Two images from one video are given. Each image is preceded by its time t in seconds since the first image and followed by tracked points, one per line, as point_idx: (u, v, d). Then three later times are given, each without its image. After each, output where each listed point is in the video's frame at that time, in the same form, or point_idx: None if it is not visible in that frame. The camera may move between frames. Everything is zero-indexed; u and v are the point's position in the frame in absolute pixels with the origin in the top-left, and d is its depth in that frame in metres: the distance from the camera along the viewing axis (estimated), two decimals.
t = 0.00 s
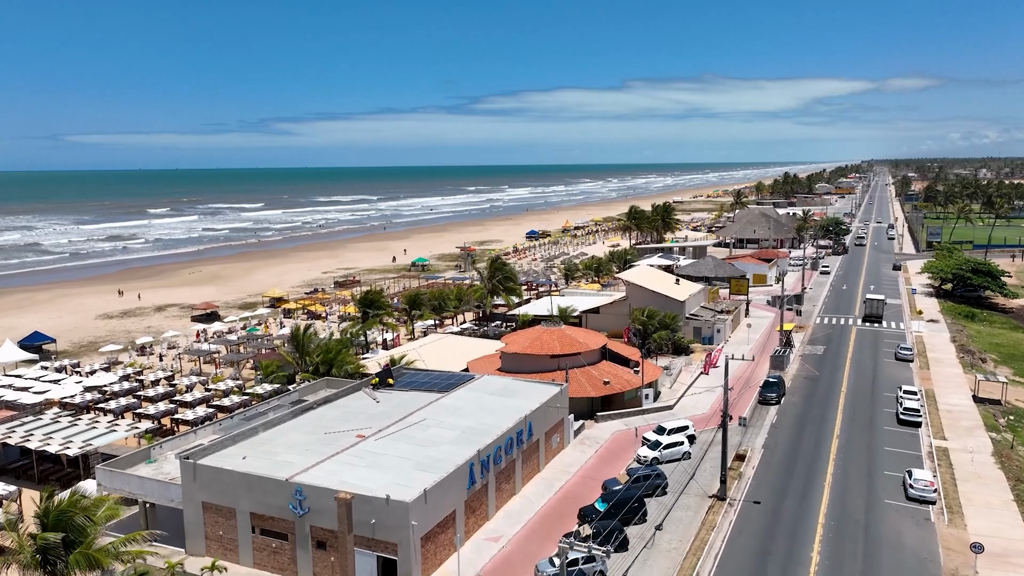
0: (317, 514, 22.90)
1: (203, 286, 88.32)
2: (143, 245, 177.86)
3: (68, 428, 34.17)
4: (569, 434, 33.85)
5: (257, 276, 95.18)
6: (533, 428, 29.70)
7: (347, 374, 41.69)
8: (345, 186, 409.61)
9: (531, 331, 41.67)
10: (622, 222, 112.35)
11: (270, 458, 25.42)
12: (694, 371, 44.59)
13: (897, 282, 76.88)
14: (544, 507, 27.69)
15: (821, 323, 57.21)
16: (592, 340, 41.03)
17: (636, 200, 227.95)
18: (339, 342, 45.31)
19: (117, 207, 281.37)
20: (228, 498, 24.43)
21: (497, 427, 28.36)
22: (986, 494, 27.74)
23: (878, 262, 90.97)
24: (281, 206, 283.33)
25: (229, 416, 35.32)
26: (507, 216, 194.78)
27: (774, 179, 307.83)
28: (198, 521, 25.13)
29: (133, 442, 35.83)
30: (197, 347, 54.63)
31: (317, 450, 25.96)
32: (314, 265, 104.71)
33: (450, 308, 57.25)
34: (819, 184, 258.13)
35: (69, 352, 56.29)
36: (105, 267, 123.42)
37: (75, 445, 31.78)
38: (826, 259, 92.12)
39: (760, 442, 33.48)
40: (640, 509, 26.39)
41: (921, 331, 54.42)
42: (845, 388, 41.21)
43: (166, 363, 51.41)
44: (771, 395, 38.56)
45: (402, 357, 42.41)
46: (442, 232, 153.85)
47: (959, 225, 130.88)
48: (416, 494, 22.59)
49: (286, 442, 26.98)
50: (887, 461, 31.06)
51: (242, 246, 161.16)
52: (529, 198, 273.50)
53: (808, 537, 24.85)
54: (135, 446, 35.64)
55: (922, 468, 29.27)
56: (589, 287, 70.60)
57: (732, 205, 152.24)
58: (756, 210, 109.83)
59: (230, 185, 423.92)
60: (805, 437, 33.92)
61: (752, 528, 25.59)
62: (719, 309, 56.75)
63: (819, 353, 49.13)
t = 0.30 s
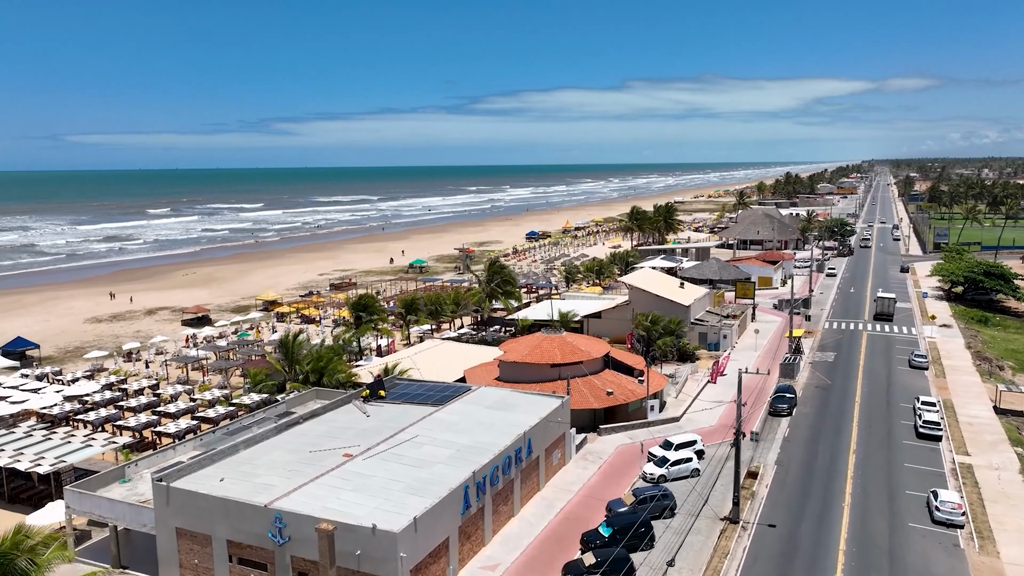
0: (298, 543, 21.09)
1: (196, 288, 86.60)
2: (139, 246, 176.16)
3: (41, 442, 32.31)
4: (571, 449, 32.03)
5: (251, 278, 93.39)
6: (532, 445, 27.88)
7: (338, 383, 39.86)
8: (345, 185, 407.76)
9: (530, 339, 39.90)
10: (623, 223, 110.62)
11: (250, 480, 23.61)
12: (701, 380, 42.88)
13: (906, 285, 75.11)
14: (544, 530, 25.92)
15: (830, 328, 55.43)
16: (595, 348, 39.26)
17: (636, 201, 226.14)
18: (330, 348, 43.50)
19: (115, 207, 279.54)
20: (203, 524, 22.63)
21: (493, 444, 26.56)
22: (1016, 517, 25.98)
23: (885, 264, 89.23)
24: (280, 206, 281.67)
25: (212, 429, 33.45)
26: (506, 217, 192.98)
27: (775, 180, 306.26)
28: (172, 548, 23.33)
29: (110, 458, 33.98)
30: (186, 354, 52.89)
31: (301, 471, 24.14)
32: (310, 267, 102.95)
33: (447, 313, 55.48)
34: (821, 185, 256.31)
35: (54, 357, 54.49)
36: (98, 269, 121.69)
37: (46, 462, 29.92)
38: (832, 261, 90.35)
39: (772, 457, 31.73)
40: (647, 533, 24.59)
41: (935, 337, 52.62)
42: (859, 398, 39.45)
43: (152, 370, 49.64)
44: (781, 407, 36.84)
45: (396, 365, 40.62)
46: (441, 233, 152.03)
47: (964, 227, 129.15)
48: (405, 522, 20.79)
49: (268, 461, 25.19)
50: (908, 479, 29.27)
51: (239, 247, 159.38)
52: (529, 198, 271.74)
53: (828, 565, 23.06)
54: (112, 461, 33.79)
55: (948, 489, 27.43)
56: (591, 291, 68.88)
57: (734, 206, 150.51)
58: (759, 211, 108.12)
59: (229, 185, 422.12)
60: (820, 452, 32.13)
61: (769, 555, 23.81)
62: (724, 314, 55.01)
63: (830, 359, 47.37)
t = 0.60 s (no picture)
0: None
1: (189, 291, 84.86)
2: (135, 247, 174.49)
3: (10, 459, 30.40)
4: (573, 466, 30.24)
5: (246, 280, 91.62)
6: (532, 464, 26.07)
7: (329, 394, 38.03)
8: (345, 185, 406.18)
9: (530, 347, 38.08)
10: (625, 224, 108.87)
11: (226, 507, 21.76)
12: (708, 390, 41.07)
13: (915, 288, 73.33)
14: (545, 557, 24.09)
15: (840, 333, 53.65)
16: (598, 357, 37.45)
17: (637, 201, 224.31)
18: (321, 356, 41.64)
19: (113, 207, 277.94)
20: (174, 555, 20.78)
21: (490, 464, 24.75)
22: None
23: (892, 266, 87.44)
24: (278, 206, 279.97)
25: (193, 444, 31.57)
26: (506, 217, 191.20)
27: (776, 179, 304.53)
28: None
29: (85, 475, 32.13)
30: (173, 361, 51.10)
31: (282, 497, 22.32)
32: (306, 269, 101.25)
33: (444, 318, 53.61)
34: (823, 185, 254.65)
35: (37, 364, 52.68)
36: (92, 270, 119.94)
37: (13, 482, 28.03)
38: (838, 262, 88.53)
39: (786, 475, 29.94)
40: (656, 562, 22.79)
41: (949, 343, 50.75)
42: (874, 409, 37.65)
43: (138, 378, 47.85)
44: (794, 420, 35.02)
45: (389, 374, 38.83)
46: (440, 234, 150.26)
47: (970, 227, 127.36)
48: (393, 556, 18.96)
49: (246, 485, 23.34)
50: (932, 500, 27.46)
51: (236, 248, 157.65)
52: (529, 198, 269.94)
53: None
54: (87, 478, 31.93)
55: (977, 512, 25.65)
56: (593, 294, 67.05)
57: (736, 206, 148.82)
58: (763, 211, 106.30)
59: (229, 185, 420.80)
60: (837, 470, 30.34)
61: None
62: (731, 318, 53.20)
63: (841, 367, 45.54)
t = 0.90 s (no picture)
0: None
1: (182, 294, 83.09)
2: (132, 248, 172.95)
3: None
4: (574, 486, 28.37)
5: (240, 283, 89.88)
6: (531, 487, 24.22)
7: (318, 406, 36.21)
8: (345, 185, 404.35)
9: (529, 356, 36.24)
10: (626, 225, 107.03)
11: (197, 539, 19.90)
12: (717, 400, 39.27)
13: (925, 291, 71.45)
14: None
15: (851, 339, 51.80)
16: (601, 367, 35.60)
17: (638, 201, 222.42)
18: (310, 366, 39.80)
19: (111, 207, 276.52)
20: None
21: (486, 488, 22.90)
22: None
23: (900, 268, 85.55)
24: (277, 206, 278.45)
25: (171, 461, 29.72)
26: (506, 218, 189.38)
27: (778, 179, 302.66)
28: None
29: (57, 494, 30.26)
30: (160, 369, 49.34)
31: (258, 526, 20.46)
32: (302, 271, 99.45)
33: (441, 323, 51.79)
34: (826, 185, 252.77)
35: (19, 371, 50.85)
36: (85, 272, 118.24)
37: None
38: (845, 264, 86.65)
39: (802, 495, 28.10)
40: None
41: (965, 349, 48.84)
42: (892, 422, 35.80)
43: (122, 387, 46.05)
44: (808, 434, 33.19)
45: (382, 386, 36.97)
46: (439, 234, 148.42)
47: (978, 228, 125.40)
48: None
49: (222, 513, 21.51)
50: (961, 525, 25.62)
51: (234, 249, 155.99)
52: (529, 198, 268.17)
53: None
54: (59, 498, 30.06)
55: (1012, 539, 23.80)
56: (594, 298, 65.24)
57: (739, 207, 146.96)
58: (767, 212, 104.41)
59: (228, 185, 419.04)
60: (857, 489, 28.50)
61: None
62: (738, 324, 51.36)
63: (855, 375, 43.69)
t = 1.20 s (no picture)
0: None
1: (174, 297, 81.33)
2: (128, 249, 171.29)
3: None
4: (577, 508, 26.47)
5: (234, 285, 88.12)
6: (530, 514, 22.34)
7: (305, 420, 34.38)
8: (344, 185, 402.43)
9: (529, 366, 34.41)
10: (628, 226, 105.14)
11: None
12: (726, 412, 37.48)
13: (936, 294, 69.59)
14: None
15: (863, 346, 49.92)
16: (604, 378, 33.72)
17: (638, 201, 220.71)
18: (298, 376, 37.95)
19: (110, 207, 275.10)
20: None
21: (482, 516, 21.02)
22: None
23: (908, 271, 83.71)
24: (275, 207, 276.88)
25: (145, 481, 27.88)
26: (506, 218, 187.64)
27: (779, 179, 301.01)
28: None
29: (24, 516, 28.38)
30: (145, 377, 47.55)
31: (229, 563, 18.60)
32: (298, 273, 97.59)
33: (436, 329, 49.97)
34: (828, 185, 250.98)
35: None
36: (79, 274, 116.56)
37: None
38: (852, 266, 84.81)
39: (820, 518, 26.26)
40: None
41: (982, 357, 46.95)
42: (911, 436, 33.92)
43: (105, 395, 44.24)
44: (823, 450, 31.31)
45: (375, 398, 35.11)
46: (438, 235, 146.65)
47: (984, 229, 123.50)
48: None
49: (192, 546, 19.64)
50: (995, 553, 23.78)
51: (230, 250, 154.23)
52: (529, 198, 266.40)
53: None
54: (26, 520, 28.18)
55: None
56: (596, 303, 63.36)
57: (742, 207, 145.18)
58: (771, 212, 102.52)
59: (227, 185, 416.80)
60: (879, 511, 26.65)
61: None
62: (746, 330, 49.51)
63: (869, 385, 41.81)
